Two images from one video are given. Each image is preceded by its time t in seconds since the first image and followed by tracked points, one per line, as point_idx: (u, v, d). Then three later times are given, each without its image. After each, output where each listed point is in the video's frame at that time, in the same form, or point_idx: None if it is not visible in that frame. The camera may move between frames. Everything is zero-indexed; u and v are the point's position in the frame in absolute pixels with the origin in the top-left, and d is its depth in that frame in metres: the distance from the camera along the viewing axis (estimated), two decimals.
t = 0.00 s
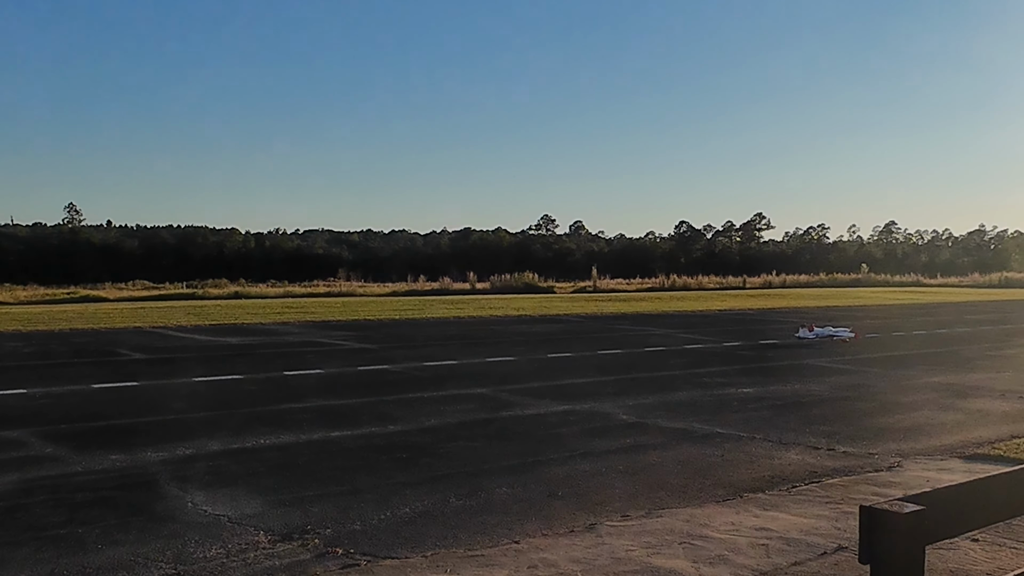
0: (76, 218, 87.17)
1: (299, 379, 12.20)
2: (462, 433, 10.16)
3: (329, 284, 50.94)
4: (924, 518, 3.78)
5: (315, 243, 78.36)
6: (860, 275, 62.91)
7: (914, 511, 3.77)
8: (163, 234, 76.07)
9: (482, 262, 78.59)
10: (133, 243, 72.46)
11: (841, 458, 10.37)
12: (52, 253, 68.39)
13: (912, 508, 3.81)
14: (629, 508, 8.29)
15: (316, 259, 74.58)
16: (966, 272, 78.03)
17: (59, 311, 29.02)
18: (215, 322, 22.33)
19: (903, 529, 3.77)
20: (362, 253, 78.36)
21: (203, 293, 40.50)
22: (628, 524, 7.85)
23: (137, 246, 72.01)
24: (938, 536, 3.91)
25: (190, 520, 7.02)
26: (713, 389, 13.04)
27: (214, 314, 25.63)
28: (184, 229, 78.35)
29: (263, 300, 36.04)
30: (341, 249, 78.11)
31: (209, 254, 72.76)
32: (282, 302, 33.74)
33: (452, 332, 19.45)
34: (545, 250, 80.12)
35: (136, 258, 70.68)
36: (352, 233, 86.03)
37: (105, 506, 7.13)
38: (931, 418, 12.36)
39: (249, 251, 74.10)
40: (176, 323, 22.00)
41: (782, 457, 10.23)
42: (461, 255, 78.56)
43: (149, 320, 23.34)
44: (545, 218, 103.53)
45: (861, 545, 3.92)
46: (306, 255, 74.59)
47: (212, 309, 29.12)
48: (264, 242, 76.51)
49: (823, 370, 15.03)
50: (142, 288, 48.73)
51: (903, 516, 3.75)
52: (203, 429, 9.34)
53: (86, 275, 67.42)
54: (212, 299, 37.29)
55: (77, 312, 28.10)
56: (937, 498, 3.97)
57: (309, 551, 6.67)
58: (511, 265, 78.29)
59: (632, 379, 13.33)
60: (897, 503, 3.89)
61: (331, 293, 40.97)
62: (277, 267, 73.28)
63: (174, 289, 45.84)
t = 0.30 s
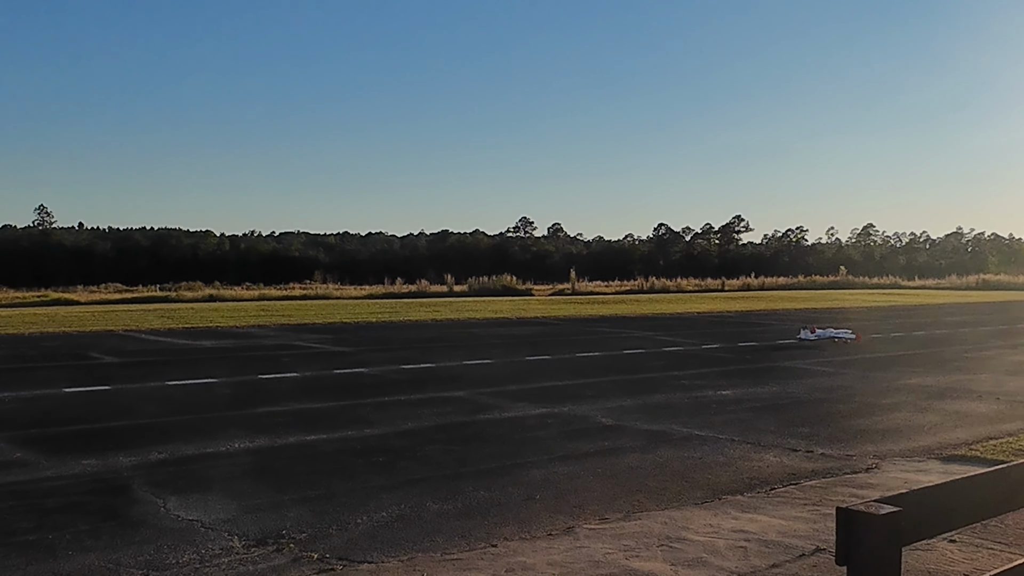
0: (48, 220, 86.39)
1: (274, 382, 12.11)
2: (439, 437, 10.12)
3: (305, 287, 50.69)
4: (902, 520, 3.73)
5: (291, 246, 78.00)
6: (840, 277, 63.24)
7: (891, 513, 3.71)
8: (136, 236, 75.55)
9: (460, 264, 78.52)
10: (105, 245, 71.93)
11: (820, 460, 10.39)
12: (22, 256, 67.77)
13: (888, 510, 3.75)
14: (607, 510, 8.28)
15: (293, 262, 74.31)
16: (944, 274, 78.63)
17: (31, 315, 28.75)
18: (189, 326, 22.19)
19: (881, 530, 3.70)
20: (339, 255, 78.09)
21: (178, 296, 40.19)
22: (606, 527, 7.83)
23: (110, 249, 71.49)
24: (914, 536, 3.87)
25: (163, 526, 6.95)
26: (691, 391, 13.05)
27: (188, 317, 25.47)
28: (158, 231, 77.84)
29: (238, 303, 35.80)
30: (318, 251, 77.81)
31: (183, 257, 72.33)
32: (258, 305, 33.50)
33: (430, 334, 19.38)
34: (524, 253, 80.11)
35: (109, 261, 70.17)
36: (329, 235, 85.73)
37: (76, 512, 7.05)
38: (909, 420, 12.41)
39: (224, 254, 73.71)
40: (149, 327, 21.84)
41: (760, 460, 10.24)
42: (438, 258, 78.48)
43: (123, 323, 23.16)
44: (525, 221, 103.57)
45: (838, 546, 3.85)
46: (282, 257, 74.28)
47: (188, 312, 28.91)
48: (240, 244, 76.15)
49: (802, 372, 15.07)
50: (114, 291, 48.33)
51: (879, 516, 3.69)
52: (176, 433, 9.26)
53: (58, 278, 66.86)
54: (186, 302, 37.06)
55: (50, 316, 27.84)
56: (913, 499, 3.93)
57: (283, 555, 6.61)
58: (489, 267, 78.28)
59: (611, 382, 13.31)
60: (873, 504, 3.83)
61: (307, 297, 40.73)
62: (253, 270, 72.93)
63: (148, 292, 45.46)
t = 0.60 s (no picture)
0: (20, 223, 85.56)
1: (249, 386, 12.01)
2: (416, 440, 10.07)
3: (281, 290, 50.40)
4: (878, 523, 3.70)
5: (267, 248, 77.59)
6: (818, 280, 63.59)
7: (868, 515, 3.68)
8: (109, 238, 74.96)
9: (437, 267, 78.40)
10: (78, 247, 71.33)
11: (799, 462, 10.40)
12: None
13: (865, 512, 3.71)
14: (586, 514, 8.25)
15: (268, 263, 73.82)
16: (922, 277, 79.17)
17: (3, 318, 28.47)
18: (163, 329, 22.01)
19: (859, 533, 3.67)
20: (315, 258, 77.77)
21: (150, 299, 39.82)
22: (585, 530, 7.80)
23: (82, 251, 70.91)
24: (891, 539, 3.86)
25: (135, 531, 6.88)
26: (671, 394, 13.05)
27: (162, 320, 25.27)
28: (131, 234, 77.27)
29: (213, 306, 35.55)
30: (293, 254, 77.47)
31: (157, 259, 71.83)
32: (233, 308, 33.25)
33: (408, 338, 19.29)
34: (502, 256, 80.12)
35: (81, 263, 69.59)
36: (305, 237, 85.38)
37: (47, 518, 6.97)
38: (888, 422, 12.46)
39: (198, 257, 73.21)
40: (123, 330, 21.65)
41: (739, 463, 10.23)
42: (415, 261, 78.30)
43: (96, 327, 22.95)
44: (504, 223, 103.52)
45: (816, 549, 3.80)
46: (257, 259, 73.90)
47: (162, 315, 28.72)
48: (214, 247, 75.71)
49: (781, 375, 15.09)
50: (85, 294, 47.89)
51: (856, 519, 3.66)
52: (150, 438, 9.18)
53: (29, 281, 66.26)
54: (160, 305, 36.78)
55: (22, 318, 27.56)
56: (889, 501, 3.90)
57: (259, 561, 6.55)
58: (467, 270, 78.23)
59: (590, 385, 13.28)
60: (850, 507, 3.79)
61: (283, 299, 40.47)
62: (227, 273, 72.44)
63: (122, 295, 45.06)
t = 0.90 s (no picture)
0: None
1: (219, 391, 11.89)
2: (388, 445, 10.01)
3: (250, 294, 50.09)
4: (850, 526, 3.66)
5: (238, 252, 77.08)
6: (792, 283, 64.03)
7: (841, 519, 3.63)
8: (76, 243, 74.21)
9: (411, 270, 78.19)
10: (44, 252, 70.58)
11: (773, 466, 10.41)
12: None
13: (837, 516, 3.67)
14: (559, 519, 8.21)
15: (238, 267, 73.34)
16: (895, 281, 79.87)
17: None
18: (130, 334, 21.77)
19: (831, 537, 3.62)
20: (286, 261, 77.33)
21: (118, 304, 39.42)
22: (558, 536, 7.76)
23: (48, 256, 70.17)
24: (863, 542, 3.83)
25: (102, 539, 6.78)
26: (645, 398, 13.03)
27: (130, 325, 24.98)
28: (99, 238, 76.53)
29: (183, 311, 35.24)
30: (265, 258, 77.01)
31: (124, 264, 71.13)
32: (203, 313, 32.95)
33: (380, 342, 19.19)
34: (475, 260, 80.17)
35: (47, 268, 68.86)
36: (277, 241, 84.89)
37: (10, 527, 6.85)
38: (861, 425, 12.50)
39: (167, 261, 72.62)
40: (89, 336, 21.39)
41: (714, 466, 10.22)
42: (388, 264, 78.05)
43: (62, 332, 22.66)
44: (478, 227, 103.45)
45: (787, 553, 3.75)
46: (228, 263, 73.37)
47: (130, 320, 28.44)
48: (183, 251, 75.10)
49: (755, 378, 15.13)
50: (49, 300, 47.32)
51: (827, 522, 3.61)
52: (116, 444, 9.06)
53: None
54: (128, 310, 36.40)
55: None
56: (860, 506, 3.88)
57: (228, 569, 6.47)
58: (440, 274, 78.07)
59: (564, 390, 13.25)
60: (822, 511, 3.74)
61: (253, 304, 40.17)
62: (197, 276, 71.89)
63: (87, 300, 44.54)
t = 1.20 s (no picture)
0: None
1: (190, 397, 11.78)
2: (363, 450, 9.95)
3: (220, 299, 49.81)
4: (826, 528, 3.63)
5: (210, 256, 76.63)
6: (768, 287, 64.34)
7: (816, 521, 3.62)
8: (44, 246, 73.40)
9: (386, 274, 77.94)
10: (11, 257, 69.78)
11: (750, 469, 10.42)
12: None
13: (813, 518, 3.65)
14: (535, 524, 8.16)
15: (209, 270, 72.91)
16: (871, 284, 80.46)
17: None
18: (100, 339, 21.54)
19: (807, 539, 3.58)
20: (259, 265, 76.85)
21: (86, 308, 39.02)
22: (534, 540, 7.72)
23: (15, 260, 69.39)
24: (839, 544, 3.80)
25: (70, 547, 6.68)
26: (622, 402, 13.02)
27: (98, 330, 24.71)
28: (68, 242, 75.74)
29: (153, 315, 34.94)
30: (237, 262, 76.49)
31: (93, 268, 70.39)
32: (174, 317, 32.67)
33: (354, 346, 19.08)
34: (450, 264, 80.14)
35: (14, 273, 68.06)
36: (249, 245, 84.36)
37: None
38: (838, 428, 12.54)
39: (137, 265, 72.13)
40: (56, 340, 21.14)
41: (691, 470, 10.21)
42: (363, 268, 77.75)
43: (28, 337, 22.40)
44: (453, 231, 103.17)
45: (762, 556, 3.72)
46: (199, 267, 72.78)
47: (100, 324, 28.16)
48: (154, 255, 74.46)
49: (732, 382, 15.15)
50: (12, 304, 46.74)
51: (804, 524, 3.58)
52: (85, 450, 8.95)
53: None
54: (97, 314, 36.04)
55: None
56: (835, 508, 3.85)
57: None
58: (415, 278, 77.90)
59: (540, 394, 13.21)
60: (797, 513, 3.72)
61: (226, 308, 39.89)
62: (167, 281, 71.41)
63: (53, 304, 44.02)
